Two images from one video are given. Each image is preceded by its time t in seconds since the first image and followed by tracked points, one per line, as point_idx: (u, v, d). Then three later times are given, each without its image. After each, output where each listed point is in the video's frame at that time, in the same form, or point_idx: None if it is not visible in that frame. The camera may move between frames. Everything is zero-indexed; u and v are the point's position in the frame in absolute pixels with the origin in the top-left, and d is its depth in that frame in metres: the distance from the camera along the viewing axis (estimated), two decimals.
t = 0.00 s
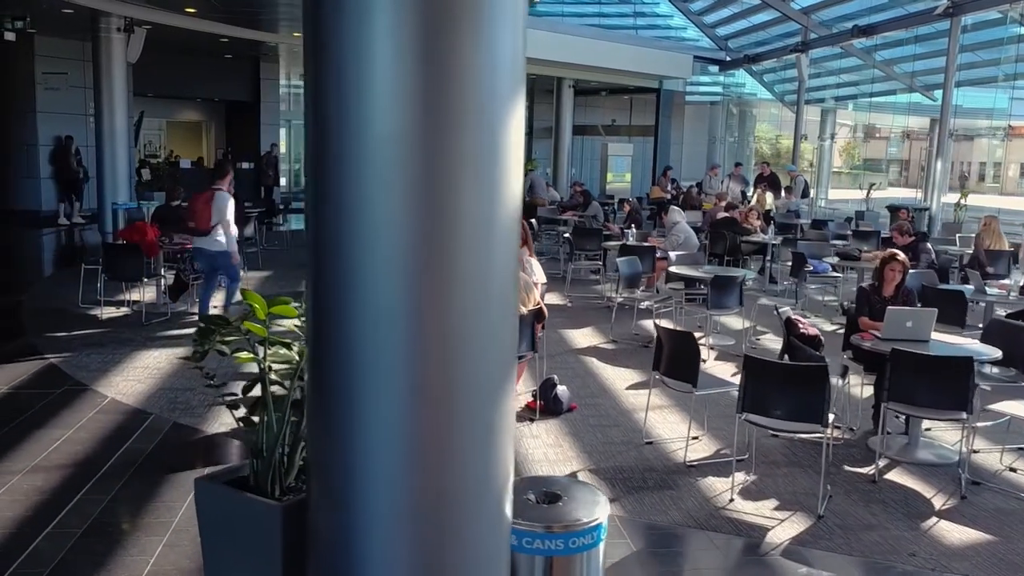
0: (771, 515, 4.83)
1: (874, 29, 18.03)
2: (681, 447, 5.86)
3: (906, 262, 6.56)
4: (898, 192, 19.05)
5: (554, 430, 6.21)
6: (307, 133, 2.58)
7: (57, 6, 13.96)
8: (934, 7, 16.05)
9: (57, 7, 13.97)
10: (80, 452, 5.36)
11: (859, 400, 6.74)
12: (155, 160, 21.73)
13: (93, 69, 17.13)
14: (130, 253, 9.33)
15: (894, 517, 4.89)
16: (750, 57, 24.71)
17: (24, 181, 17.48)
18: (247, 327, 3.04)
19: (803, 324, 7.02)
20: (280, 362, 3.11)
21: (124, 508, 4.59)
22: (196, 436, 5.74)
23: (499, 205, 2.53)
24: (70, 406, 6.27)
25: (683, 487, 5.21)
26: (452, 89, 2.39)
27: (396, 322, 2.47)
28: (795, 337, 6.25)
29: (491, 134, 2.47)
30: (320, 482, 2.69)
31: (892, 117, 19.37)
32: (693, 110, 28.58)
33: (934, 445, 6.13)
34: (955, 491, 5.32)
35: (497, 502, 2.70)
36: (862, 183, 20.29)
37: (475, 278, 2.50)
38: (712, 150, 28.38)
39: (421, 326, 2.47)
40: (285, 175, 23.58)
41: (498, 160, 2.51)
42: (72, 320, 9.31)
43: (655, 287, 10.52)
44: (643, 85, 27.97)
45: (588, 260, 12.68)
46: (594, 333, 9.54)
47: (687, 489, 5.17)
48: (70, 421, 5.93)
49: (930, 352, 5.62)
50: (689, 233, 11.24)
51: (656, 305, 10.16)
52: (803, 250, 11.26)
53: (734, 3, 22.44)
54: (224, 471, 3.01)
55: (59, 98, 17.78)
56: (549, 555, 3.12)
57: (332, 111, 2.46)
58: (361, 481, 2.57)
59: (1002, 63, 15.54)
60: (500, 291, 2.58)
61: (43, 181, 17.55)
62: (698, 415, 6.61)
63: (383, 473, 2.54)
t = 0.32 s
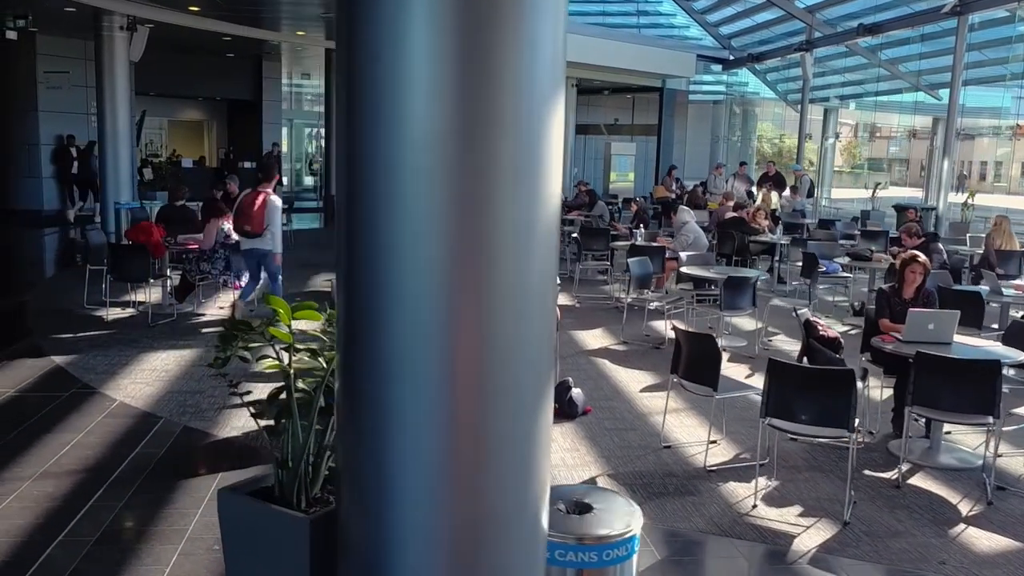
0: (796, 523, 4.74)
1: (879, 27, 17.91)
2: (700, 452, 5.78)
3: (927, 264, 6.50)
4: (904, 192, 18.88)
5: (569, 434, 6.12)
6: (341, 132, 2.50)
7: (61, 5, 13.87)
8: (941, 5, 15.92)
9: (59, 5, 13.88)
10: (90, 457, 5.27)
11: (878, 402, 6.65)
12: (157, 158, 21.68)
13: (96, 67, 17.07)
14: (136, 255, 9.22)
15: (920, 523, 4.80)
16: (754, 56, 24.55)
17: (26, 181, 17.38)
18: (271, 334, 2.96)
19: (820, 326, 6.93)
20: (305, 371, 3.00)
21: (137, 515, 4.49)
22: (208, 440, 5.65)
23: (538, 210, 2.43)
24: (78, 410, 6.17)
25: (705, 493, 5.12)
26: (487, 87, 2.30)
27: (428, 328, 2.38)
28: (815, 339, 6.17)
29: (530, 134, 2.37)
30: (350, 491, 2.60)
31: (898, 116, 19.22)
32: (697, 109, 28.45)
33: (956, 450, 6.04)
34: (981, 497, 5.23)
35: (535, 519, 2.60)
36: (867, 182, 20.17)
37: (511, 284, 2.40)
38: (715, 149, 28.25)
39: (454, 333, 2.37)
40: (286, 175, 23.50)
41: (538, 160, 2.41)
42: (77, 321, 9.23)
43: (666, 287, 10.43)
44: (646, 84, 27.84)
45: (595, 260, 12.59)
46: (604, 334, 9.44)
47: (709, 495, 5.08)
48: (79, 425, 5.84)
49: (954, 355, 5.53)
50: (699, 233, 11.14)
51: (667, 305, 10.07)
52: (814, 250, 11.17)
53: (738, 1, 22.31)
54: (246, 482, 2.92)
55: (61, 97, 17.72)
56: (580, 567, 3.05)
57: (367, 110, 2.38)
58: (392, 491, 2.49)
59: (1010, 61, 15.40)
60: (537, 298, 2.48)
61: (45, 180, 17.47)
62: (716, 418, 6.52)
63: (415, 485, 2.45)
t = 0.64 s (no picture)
0: (823, 529, 4.66)
1: (884, 25, 17.78)
2: (720, 456, 5.68)
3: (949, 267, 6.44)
4: (910, 191, 18.78)
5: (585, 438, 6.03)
6: (377, 126, 2.40)
7: (62, 4, 13.77)
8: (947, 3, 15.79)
9: (61, 4, 13.78)
10: (101, 462, 5.17)
11: (898, 405, 6.56)
12: (157, 157, 21.59)
13: (97, 66, 16.99)
14: (142, 254, 9.14)
15: (949, 530, 4.72)
16: (757, 55, 24.35)
17: (26, 181, 17.30)
18: (300, 337, 2.85)
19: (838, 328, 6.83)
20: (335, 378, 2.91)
21: (151, 522, 4.40)
22: (220, 444, 5.56)
23: (583, 208, 2.35)
24: (88, 413, 6.08)
25: (727, 498, 5.03)
26: (532, 79, 2.20)
27: (470, 330, 2.29)
28: (835, 341, 6.09)
29: (576, 128, 2.28)
30: (386, 499, 2.51)
31: (904, 116, 19.08)
32: (700, 108, 28.32)
33: (978, 454, 5.95)
34: (1007, 503, 5.14)
35: (578, 535, 2.51)
36: (872, 181, 20.04)
37: (556, 284, 2.31)
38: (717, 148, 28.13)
39: (497, 335, 2.28)
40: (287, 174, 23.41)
41: (583, 155, 2.32)
42: (84, 322, 9.15)
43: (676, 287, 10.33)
44: (648, 83, 27.72)
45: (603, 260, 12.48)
46: (614, 335, 9.34)
47: (733, 501, 4.99)
48: (89, 428, 5.76)
49: (978, 357, 5.45)
50: (708, 233, 11.02)
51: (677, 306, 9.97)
52: (824, 250, 11.11)
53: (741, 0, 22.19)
54: (274, 493, 2.84)
55: (63, 96, 17.70)
56: None
57: (405, 103, 2.29)
58: (431, 499, 2.40)
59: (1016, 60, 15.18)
60: (581, 301, 2.38)
61: (46, 180, 17.39)
62: (733, 421, 6.42)
63: (456, 492, 2.36)
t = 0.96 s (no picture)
0: (847, 535, 4.58)
1: (888, 24, 17.67)
2: (739, 460, 5.60)
3: (967, 268, 6.36)
4: (914, 190, 18.68)
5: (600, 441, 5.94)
6: (412, 123, 2.32)
7: (63, 2, 13.63)
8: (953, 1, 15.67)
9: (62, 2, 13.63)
10: (109, 468, 5.08)
11: (916, 407, 6.48)
12: (157, 156, 21.45)
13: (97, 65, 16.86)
14: (147, 254, 9.02)
15: (975, 536, 4.64)
16: (759, 53, 24.21)
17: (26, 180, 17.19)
18: (326, 343, 2.76)
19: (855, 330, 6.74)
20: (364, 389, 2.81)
21: (163, 530, 4.31)
22: (230, 448, 5.47)
23: (626, 209, 2.26)
24: (95, 416, 5.99)
25: (748, 503, 4.95)
26: (574, 74, 2.12)
27: (508, 335, 2.20)
28: (852, 343, 6.01)
29: (620, 124, 2.19)
30: (421, 508, 2.43)
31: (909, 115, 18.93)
32: (701, 106, 28.18)
33: (999, 457, 5.87)
34: None
35: (617, 547, 2.42)
36: (875, 180, 19.94)
37: (598, 287, 2.22)
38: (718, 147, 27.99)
39: (537, 341, 2.19)
40: (287, 173, 23.34)
41: (627, 153, 2.23)
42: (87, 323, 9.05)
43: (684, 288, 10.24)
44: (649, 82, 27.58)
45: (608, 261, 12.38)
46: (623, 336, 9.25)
47: (754, 506, 4.91)
48: (96, 432, 5.66)
49: (1001, 360, 5.36)
50: (715, 232, 10.93)
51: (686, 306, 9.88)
52: (832, 250, 11.04)
53: None
54: (298, 503, 2.75)
55: (63, 95, 17.58)
56: None
57: (441, 100, 2.20)
58: (466, 508, 2.31)
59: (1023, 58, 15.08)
60: (624, 304, 2.30)
61: (46, 179, 17.28)
62: (749, 424, 6.34)
63: (494, 504, 2.28)
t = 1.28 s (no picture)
0: (871, 541, 4.50)
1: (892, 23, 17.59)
2: (756, 463, 5.53)
3: (985, 268, 6.30)
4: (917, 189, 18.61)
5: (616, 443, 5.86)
6: (451, 116, 2.24)
7: None
8: None
9: None
10: (118, 473, 4.98)
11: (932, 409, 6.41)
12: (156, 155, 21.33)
13: (97, 64, 16.78)
14: (152, 253, 8.93)
15: (1001, 540, 4.57)
16: (760, 52, 24.07)
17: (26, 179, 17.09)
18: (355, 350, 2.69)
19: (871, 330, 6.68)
20: (394, 397, 2.74)
21: (177, 537, 4.23)
22: (242, 452, 5.39)
23: (673, 206, 2.18)
24: (103, 420, 5.90)
25: (769, 508, 4.88)
26: (623, 66, 2.04)
27: (552, 337, 2.12)
28: (870, 344, 5.94)
29: (669, 117, 2.12)
30: (457, 514, 2.35)
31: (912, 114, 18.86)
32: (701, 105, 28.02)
33: (1018, 460, 5.80)
34: None
35: (659, 557, 2.34)
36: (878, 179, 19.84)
37: (644, 286, 2.14)
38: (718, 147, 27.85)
39: (581, 342, 2.12)
40: (286, 172, 23.35)
41: (676, 147, 2.15)
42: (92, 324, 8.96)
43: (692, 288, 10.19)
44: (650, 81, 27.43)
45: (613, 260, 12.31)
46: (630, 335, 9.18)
47: (775, 511, 4.84)
48: (105, 436, 5.58)
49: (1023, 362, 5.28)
50: (723, 232, 10.87)
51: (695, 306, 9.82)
52: (840, 250, 11.00)
53: None
54: (326, 514, 2.68)
55: (64, 93, 17.49)
56: None
57: (483, 91, 2.12)
58: (504, 514, 2.23)
59: None
60: (670, 306, 2.22)
61: (46, 178, 17.18)
62: (765, 426, 6.27)
63: (533, 510, 2.19)
